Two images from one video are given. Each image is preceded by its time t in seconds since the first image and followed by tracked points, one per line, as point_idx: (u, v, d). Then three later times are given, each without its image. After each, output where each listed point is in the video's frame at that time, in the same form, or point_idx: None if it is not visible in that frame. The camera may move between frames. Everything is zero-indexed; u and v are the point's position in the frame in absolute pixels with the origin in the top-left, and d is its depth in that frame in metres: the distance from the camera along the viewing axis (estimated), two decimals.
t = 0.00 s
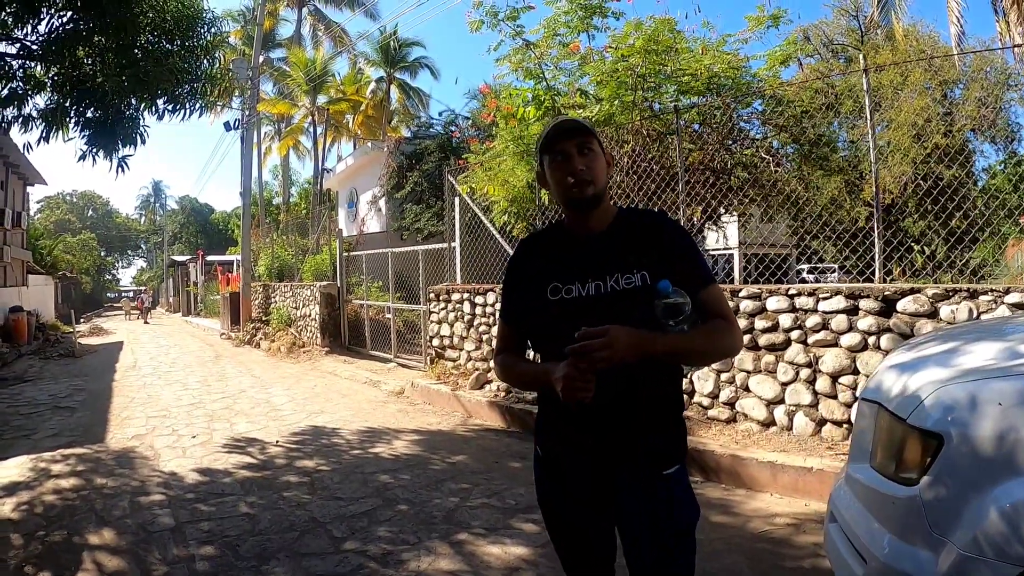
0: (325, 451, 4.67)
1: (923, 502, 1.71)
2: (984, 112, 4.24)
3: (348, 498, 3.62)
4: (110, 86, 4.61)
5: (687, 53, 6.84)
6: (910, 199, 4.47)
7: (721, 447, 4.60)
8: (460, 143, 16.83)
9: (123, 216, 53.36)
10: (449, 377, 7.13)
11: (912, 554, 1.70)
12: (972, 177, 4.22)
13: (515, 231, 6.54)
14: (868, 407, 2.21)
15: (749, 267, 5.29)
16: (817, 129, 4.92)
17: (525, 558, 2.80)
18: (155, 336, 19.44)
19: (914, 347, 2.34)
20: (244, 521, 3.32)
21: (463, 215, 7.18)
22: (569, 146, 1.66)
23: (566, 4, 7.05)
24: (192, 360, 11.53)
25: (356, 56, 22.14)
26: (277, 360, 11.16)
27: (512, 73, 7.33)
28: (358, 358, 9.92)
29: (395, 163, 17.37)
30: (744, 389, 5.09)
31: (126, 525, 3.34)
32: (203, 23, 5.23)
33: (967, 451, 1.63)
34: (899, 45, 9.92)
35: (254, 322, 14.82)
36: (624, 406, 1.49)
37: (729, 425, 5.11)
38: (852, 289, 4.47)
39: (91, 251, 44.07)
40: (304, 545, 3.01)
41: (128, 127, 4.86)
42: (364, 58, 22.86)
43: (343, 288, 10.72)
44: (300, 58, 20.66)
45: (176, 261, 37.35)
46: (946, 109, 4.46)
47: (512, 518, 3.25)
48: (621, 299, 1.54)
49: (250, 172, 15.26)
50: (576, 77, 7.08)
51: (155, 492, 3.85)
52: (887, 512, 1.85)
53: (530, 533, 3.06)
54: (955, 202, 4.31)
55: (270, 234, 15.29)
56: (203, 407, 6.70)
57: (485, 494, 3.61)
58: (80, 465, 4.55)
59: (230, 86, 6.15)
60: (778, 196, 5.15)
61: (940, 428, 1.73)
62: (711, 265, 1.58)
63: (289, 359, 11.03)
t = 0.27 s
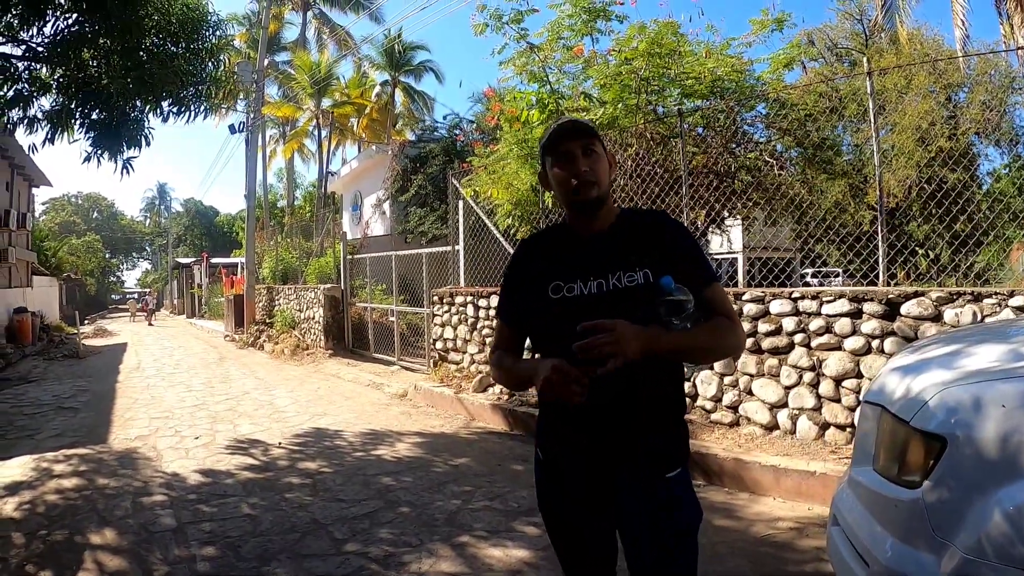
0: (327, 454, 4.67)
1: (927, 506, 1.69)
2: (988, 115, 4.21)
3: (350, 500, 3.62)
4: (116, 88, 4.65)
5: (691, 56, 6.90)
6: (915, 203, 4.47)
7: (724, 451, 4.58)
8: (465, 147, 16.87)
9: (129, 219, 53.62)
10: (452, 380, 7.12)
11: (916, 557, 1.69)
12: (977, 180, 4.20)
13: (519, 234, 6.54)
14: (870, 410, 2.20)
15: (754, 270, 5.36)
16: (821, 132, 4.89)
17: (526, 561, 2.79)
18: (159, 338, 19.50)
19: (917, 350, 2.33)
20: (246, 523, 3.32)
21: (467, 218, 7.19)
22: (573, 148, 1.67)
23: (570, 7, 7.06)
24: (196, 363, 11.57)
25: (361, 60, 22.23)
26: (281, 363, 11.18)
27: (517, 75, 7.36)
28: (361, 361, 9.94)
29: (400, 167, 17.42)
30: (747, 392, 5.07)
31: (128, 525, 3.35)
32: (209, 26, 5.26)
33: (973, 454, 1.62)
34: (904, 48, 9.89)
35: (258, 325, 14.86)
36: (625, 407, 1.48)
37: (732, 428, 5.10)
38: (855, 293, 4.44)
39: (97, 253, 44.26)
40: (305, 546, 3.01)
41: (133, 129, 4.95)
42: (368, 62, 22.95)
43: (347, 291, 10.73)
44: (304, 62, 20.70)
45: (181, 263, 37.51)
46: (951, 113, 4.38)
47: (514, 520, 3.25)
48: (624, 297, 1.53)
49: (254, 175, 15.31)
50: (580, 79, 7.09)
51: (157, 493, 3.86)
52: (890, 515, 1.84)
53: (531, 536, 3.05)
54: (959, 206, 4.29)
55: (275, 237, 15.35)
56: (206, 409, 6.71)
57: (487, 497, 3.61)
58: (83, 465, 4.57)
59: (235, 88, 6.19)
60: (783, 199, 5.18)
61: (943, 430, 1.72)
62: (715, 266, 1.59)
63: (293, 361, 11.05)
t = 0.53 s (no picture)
0: (323, 457, 4.68)
1: (925, 518, 1.69)
2: (991, 119, 4.20)
3: (344, 504, 3.63)
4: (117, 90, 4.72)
5: (691, 59, 6.83)
6: (917, 208, 4.43)
7: (723, 458, 4.58)
8: (466, 150, 16.93)
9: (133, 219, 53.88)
10: (450, 384, 7.14)
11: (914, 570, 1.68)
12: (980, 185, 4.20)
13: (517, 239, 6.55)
14: (869, 418, 2.21)
15: (756, 275, 5.27)
16: (823, 136, 4.91)
17: (520, 568, 2.80)
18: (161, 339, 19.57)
19: (918, 356, 2.32)
20: (239, 526, 3.34)
21: (467, 223, 7.21)
22: (563, 151, 1.67)
23: (571, 11, 7.08)
24: (197, 364, 11.62)
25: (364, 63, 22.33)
26: (281, 365, 11.22)
27: (517, 78, 7.44)
28: (361, 365, 9.96)
29: (402, 170, 17.48)
30: (746, 398, 5.07)
31: (122, 527, 3.37)
32: (210, 29, 5.32)
33: (973, 466, 1.62)
34: (907, 54, 9.87)
35: (259, 327, 14.91)
36: (622, 405, 1.49)
37: (731, 435, 5.09)
38: (856, 298, 4.45)
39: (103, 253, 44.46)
40: (298, 551, 3.03)
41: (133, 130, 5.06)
42: (371, 65, 23.04)
43: (348, 293, 10.77)
44: (307, 65, 20.78)
45: (184, 266, 37.67)
46: (954, 117, 4.41)
47: (508, 526, 3.26)
48: (616, 301, 1.54)
49: (256, 178, 15.37)
50: (581, 83, 7.10)
51: (152, 495, 3.88)
52: (887, 527, 1.84)
53: (525, 543, 3.06)
54: (961, 211, 4.26)
55: (277, 240, 15.42)
56: (204, 411, 6.75)
57: (482, 503, 3.62)
58: (78, 467, 4.59)
59: (236, 91, 6.25)
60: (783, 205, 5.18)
61: (943, 441, 1.73)
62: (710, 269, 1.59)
63: (293, 364, 11.08)
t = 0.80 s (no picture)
0: (317, 461, 4.71)
1: (920, 535, 1.69)
2: (994, 123, 4.22)
3: (336, 509, 3.66)
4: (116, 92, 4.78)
5: (689, 61, 6.90)
6: (919, 211, 4.41)
7: (719, 465, 4.58)
8: (468, 153, 16.98)
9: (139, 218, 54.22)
10: (448, 389, 7.16)
11: None
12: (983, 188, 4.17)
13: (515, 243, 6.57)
14: (862, 428, 2.20)
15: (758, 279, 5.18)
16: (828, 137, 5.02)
17: None
18: (163, 340, 19.68)
19: (916, 363, 2.30)
20: (229, 530, 3.37)
21: (465, 227, 7.23)
22: (544, 148, 1.66)
23: (569, 12, 7.10)
24: (197, 366, 11.69)
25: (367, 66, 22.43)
26: (281, 368, 11.28)
27: (516, 80, 7.49)
28: (360, 368, 10.01)
29: (403, 172, 17.54)
30: (744, 404, 5.06)
31: (113, 530, 3.40)
32: (210, 32, 5.38)
33: (970, 482, 1.61)
34: (908, 56, 9.81)
35: (260, 329, 14.99)
36: (625, 404, 1.48)
37: (728, 441, 5.09)
38: (855, 303, 4.44)
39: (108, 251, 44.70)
40: (287, 555, 3.05)
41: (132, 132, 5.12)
42: (375, 68, 23.14)
43: (348, 296, 10.81)
44: (309, 67, 20.86)
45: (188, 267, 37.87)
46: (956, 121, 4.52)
47: (499, 533, 3.27)
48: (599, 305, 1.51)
49: (257, 180, 15.44)
50: (579, 86, 7.10)
51: (144, 498, 3.92)
52: (879, 543, 1.84)
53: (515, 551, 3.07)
54: (964, 214, 4.23)
55: (278, 242, 15.51)
56: (201, 413, 6.79)
57: (474, 509, 3.63)
58: (73, 468, 4.64)
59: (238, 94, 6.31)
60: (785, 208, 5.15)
61: (939, 455, 1.70)
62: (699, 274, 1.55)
63: (293, 366, 11.14)
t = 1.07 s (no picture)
0: (311, 465, 4.72)
1: (915, 547, 1.68)
2: (995, 129, 4.18)
3: (329, 513, 3.66)
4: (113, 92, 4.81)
5: (687, 65, 6.94)
6: (919, 215, 4.43)
7: (716, 471, 4.58)
8: (467, 157, 17.01)
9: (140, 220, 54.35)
10: (444, 393, 7.16)
11: None
12: (984, 195, 4.16)
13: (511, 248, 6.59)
14: (858, 436, 2.19)
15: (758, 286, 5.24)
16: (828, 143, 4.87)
17: None
18: (162, 343, 19.70)
19: (914, 369, 2.29)
20: (221, 533, 3.37)
21: (463, 231, 7.24)
22: (527, 147, 1.65)
23: (568, 16, 7.12)
24: (194, 369, 11.71)
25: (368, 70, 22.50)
26: (278, 371, 11.29)
27: (514, 84, 7.51)
28: (357, 371, 10.02)
29: (403, 176, 17.58)
30: (741, 410, 5.06)
31: (105, 532, 3.41)
32: (210, 36, 5.43)
33: (969, 493, 1.59)
34: (906, 64, 9.81)
35: (258, 332, 15.01)
36: (605, 410, 1.44)
37: (725, 447, 5.08)
38: (853, 308, 4.44)
39: (109, 252, 44.79)
40: (278, 560, 3.06)
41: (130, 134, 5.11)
42: (376, 72, 23.21)
43: (346, 299, 10.82)
44: (310, 71, 20.92)
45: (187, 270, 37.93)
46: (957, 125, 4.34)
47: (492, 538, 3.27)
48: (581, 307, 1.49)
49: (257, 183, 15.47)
50: (578, 89, 7.12)
51: (137, 500, 3.92)
52: (875, 553, 1.83)
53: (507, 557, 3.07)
54: (964, 220, 4.26)
55: (277, 245, 15.55)
56: (196, 416, 6.80)
57: (468, 514, 3.63)
58: (67, 470, 4.64)
59: (238, 98, 6.34)
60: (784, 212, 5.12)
61: (936, 464, 1.69)
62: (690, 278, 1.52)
63: (290, 370, 11.15)
